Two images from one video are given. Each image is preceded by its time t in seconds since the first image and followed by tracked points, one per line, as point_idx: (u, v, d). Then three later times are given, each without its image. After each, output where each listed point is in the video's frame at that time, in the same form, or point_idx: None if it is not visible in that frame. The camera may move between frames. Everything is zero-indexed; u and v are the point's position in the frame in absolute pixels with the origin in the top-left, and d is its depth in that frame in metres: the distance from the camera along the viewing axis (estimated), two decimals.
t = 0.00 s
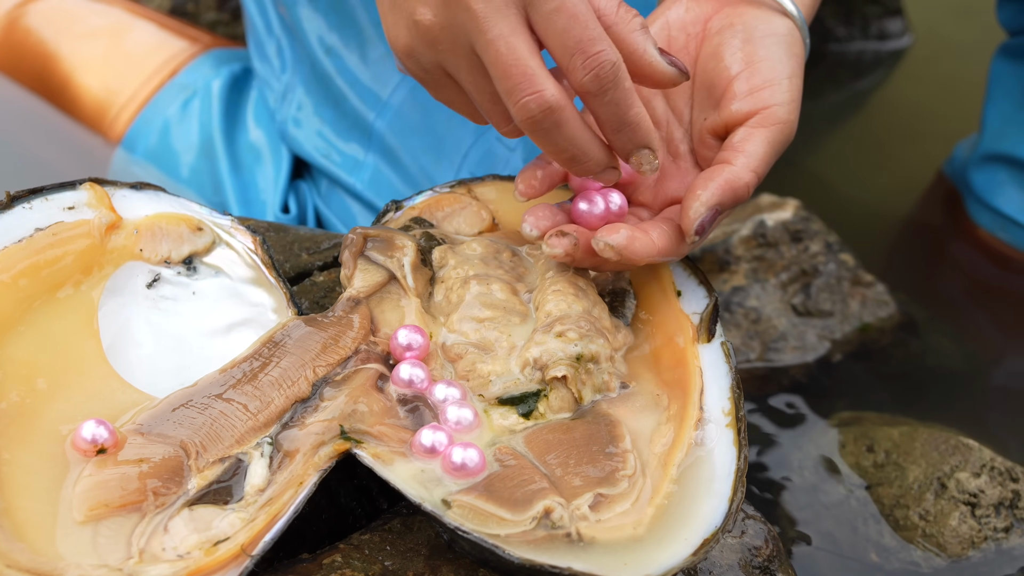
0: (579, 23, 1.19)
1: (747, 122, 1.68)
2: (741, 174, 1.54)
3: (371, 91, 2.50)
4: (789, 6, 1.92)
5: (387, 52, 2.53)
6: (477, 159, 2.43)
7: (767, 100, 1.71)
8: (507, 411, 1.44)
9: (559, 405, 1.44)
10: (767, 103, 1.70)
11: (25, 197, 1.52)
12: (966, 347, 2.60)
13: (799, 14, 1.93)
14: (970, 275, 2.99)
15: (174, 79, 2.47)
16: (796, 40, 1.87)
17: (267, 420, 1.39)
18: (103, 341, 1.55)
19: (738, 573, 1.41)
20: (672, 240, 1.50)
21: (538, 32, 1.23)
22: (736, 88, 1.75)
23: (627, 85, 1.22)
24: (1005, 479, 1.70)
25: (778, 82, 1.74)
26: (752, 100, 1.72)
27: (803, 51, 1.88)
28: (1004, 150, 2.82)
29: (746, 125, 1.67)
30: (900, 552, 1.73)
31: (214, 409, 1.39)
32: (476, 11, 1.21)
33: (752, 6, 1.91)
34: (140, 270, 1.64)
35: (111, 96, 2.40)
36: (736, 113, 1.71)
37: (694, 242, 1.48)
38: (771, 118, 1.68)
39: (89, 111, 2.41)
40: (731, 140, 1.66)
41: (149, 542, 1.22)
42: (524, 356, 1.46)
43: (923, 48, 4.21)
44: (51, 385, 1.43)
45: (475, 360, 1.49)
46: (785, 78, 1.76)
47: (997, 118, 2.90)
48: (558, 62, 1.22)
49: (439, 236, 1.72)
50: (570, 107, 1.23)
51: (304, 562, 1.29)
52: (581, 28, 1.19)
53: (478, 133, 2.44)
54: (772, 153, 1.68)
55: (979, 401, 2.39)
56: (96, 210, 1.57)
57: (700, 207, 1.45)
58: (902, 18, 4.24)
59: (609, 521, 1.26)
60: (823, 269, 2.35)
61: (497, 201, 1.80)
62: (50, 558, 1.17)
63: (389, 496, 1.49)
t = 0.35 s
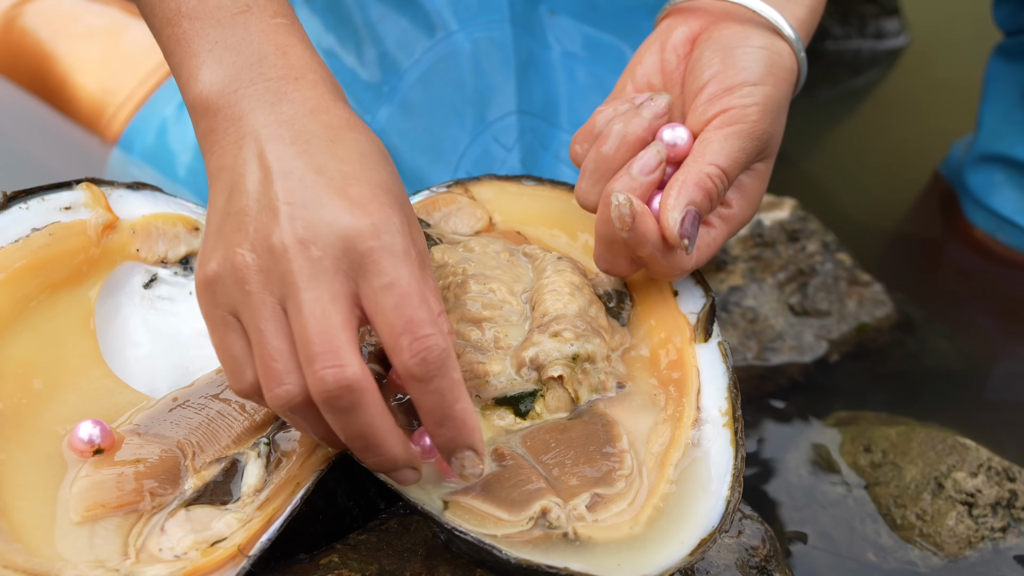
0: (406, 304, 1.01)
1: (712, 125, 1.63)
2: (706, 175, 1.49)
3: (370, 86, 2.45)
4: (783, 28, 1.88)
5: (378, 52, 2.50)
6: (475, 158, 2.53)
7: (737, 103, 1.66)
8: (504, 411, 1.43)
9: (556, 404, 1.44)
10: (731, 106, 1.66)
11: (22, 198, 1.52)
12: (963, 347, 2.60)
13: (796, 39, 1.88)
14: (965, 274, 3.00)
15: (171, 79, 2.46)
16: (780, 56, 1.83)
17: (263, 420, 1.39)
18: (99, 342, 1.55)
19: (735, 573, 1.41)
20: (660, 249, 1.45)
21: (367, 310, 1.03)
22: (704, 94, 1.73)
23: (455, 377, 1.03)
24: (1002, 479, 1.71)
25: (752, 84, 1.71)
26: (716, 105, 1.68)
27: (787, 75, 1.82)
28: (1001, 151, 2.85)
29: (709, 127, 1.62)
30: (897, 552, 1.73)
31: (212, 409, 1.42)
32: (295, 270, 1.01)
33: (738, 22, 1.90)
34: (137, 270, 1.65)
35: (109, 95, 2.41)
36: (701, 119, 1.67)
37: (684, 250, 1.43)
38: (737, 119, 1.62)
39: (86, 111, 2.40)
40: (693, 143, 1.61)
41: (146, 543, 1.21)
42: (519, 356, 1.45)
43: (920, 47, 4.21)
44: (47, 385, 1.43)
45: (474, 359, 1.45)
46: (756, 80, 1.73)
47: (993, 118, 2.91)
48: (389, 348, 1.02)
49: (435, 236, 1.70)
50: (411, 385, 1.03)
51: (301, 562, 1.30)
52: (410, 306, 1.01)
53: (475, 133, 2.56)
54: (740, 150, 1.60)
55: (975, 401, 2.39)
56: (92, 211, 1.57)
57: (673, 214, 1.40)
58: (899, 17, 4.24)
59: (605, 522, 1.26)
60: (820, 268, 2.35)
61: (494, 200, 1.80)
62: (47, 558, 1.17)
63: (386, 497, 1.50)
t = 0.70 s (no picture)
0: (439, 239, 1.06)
1: (742, 151, 1.69)
2: (744, 206, 1.54)
3: (368, 86, 2.47)
4: (774, 40, 1.96)
5: (377, 53, 2.52)
6: (474, 157, 2.52)
7: (763, 127, 1.71)
8: (502, 412, 1.42)
9: (553, 404, 1.43)
10: (761, 131, 1.71)
11: (20, 197, 1.53)
12: (960, 346, 2.60)
13: (785, 47, 1.96)
14: (964, 273, 3.00)
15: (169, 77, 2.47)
16: (782, 69, 1.88)
17: (262, 420, 1.38)
18: (97, 342, 1.55)
19: (732, 573, 1.42)
20: (673, 254, 1.50)
21: (361, 301, 1.03)
22: (729, 117, 1.76)
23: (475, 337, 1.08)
24: (999, 479, 1.71)
25: (774, 109, 1.75)
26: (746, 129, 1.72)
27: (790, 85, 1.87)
28: (998, 151, 2.86)
29: (741, 154, 1.68)
30: (894, 552, 1.73)
31: (210, 409, 1.41)
32: (300, 268, 1.01)
33: (739, 37, 1.95)
34: (135, 270, 1.65)
35: (106, 95, 2.42)
36: (730, 140, 1.72)
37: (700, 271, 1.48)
38: (768, 148, 1.68)
39: (85, 110, 2.42)
40: (727, 168, 1.66)
41: (143, 542, 1.22)
42: (517, 355, 1.45)
43: (919, 46, 4.21)
44: (44, 384, 1.43)
45: (472, 358, 1.45)
46: (778, 105, 1.76)
47: (991, 118, 2.92)
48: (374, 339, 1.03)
49: (433, 236, 1.70)
50: (396, 381, 1.06)
51: (299, 562, 1.29)
52: (403, 301, 1.01)
53: (474, 133, 2.55)
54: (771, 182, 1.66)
55: (973, 400, 2.39)
56: (90, 210, 1.57)
57: (711, 239, 1.44)
58: (897, 16, 4.24)
59: (603, 522, 1.26)
60: (819, 268, 2.35)
61: (491, 199, 1.81)
62: (44, 558, 1.17)
63: (385, 497, 1.50)
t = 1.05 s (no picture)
0: (407, 135, 1.14)
1: (735, 157, 1.70)
2: (739, 210, 1.56)
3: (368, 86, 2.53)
4: (764, 42, 1.98)
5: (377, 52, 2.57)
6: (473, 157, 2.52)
7: (755, 132, 1.72)
8: (500, 411, 1.44)
9: (552, 404, 1.44)
10: (755, 136, 1.72)
11: (20, 197, 1.52)
12: (959, 346, 2.60)
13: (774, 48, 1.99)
14: (963, 274, 3.00)
15: (169, 77, 2.48)
16: (773, 71, 1.90)
17: (261, 419, 1.38)
18: (97, 341, 1.55)
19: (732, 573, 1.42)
20: (678, 265, 1.51)
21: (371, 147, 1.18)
22: (722, 122, 1.77)
23: (467, 194, 1.15)
24: (999, 479, 1.73)
25: (767, 116, 1.75)
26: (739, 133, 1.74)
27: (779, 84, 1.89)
28: (996, 150, 2.85)
29: (734, 159, 1.69)
30: (894, 551, 1.73)
31: (208, 408, 1.39)
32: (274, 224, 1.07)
33: (728, 39, 1.97)
34: (134, 269, 1.64)
35: (106, 94, 2.41)
36: (724, 145, 1.73)
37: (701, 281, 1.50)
38: (760, 154, 1.69)
39: (84, 110, 2.41)
40: (719, 175, 1.67)
41: (143, 541, 1.22)
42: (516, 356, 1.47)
43: (919, 46, 4.21)
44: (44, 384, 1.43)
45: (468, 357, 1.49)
46: (771, 110, 1.77)
47: (990, 118, 2.92)
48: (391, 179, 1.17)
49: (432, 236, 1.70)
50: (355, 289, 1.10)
51: (298, 562, 1.29)
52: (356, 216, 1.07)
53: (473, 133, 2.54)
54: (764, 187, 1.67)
55: (972, 400, 2.39)
56: (90, 210, 1.57)
57: (710, 248, 1.46)
58: (897, 16, 4.24)
59: (602, 521, 1.26)
60: (817, 268, 2.35)
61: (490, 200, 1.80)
62: (44, 558, 1.17)
63: (384, 496, 1.48)
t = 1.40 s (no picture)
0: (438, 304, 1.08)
1: (739, 155, 1.70)
2: (743, 207, 1.56)
3: (368, 85, 2.50)
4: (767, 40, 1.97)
5: (376, 53, 2.53)
6: (473, 157, 2.53)
7: (759, 130, 1.72)
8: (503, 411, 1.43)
9: (554, 404, 1.44)
10: (757, 134, 1.71)
11: (20, 196, 1.52)
12: (960, 345, 2.60)
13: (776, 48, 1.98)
14: (964, 273, 3.01)
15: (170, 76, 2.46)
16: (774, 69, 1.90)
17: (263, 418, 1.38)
18: (98, 340, 1.55)
19: (733, 572, 1.41)
20: (680, 266, 1.52)
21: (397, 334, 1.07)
22: (724, 121, 1.77)
23: (481, 403, 1.10)
24: (1001, 478, 1.70)
25: (769, 114, 1.75)
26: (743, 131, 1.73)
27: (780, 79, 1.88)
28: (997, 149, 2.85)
29: (737, 157, 1.69)
30: (895, 550, 1.73)
31: (211, 407, 1.41)
32: (336, 294, 1.02)
33: (730, 37, 1.96)
34: (135, 269, 1.65)
35: (106, 94, 2.42)
36: (727, 144, 1.73)
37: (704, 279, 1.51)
38: (763, 152, 1.69)
39: (85, 109, 2.42)
40: (722, 172, 1.67)
41: (145, 541, 1.22)
42: (518, 355, 1.45)
43: (920, 45, 4.21)
44: (45, 383, 1.43)
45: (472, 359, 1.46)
46: (773, 108, 1.77)
47: (991, 118, 2.92)
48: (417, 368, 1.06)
49: (434, 235, 1.70)
50: (441, 411, 1.10)
51: (300, 561, 1.29)
52: (442, 334, 1.06)
53: (474, 132, 2.56)
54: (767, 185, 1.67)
55: (972, 400, 2.39)
56: (91, 209, 1.57)
57: (714, 245, 1.46)
58: (898, 15, 4.23)
59: (603, 520, 1.26)
60: (819, 267, 2.35)
61: (491, 199, 1.80)
62: (46, 557, 1.17)
63: (385, 495, 1.49)
